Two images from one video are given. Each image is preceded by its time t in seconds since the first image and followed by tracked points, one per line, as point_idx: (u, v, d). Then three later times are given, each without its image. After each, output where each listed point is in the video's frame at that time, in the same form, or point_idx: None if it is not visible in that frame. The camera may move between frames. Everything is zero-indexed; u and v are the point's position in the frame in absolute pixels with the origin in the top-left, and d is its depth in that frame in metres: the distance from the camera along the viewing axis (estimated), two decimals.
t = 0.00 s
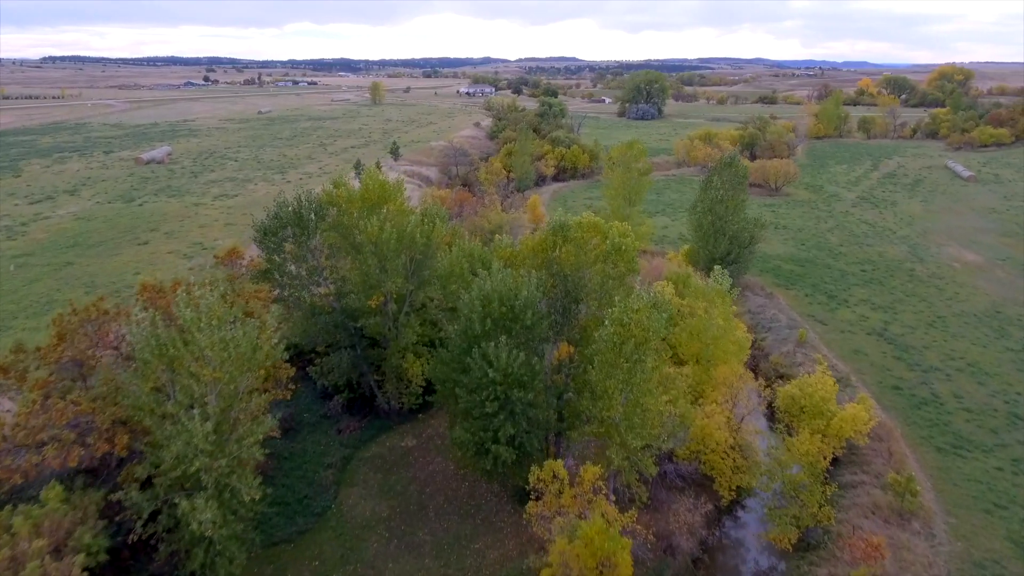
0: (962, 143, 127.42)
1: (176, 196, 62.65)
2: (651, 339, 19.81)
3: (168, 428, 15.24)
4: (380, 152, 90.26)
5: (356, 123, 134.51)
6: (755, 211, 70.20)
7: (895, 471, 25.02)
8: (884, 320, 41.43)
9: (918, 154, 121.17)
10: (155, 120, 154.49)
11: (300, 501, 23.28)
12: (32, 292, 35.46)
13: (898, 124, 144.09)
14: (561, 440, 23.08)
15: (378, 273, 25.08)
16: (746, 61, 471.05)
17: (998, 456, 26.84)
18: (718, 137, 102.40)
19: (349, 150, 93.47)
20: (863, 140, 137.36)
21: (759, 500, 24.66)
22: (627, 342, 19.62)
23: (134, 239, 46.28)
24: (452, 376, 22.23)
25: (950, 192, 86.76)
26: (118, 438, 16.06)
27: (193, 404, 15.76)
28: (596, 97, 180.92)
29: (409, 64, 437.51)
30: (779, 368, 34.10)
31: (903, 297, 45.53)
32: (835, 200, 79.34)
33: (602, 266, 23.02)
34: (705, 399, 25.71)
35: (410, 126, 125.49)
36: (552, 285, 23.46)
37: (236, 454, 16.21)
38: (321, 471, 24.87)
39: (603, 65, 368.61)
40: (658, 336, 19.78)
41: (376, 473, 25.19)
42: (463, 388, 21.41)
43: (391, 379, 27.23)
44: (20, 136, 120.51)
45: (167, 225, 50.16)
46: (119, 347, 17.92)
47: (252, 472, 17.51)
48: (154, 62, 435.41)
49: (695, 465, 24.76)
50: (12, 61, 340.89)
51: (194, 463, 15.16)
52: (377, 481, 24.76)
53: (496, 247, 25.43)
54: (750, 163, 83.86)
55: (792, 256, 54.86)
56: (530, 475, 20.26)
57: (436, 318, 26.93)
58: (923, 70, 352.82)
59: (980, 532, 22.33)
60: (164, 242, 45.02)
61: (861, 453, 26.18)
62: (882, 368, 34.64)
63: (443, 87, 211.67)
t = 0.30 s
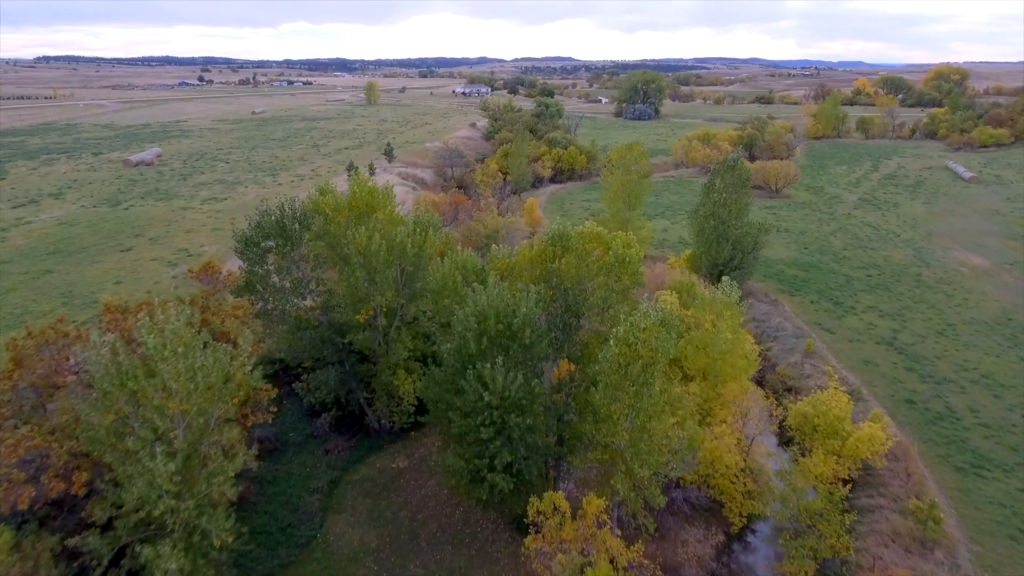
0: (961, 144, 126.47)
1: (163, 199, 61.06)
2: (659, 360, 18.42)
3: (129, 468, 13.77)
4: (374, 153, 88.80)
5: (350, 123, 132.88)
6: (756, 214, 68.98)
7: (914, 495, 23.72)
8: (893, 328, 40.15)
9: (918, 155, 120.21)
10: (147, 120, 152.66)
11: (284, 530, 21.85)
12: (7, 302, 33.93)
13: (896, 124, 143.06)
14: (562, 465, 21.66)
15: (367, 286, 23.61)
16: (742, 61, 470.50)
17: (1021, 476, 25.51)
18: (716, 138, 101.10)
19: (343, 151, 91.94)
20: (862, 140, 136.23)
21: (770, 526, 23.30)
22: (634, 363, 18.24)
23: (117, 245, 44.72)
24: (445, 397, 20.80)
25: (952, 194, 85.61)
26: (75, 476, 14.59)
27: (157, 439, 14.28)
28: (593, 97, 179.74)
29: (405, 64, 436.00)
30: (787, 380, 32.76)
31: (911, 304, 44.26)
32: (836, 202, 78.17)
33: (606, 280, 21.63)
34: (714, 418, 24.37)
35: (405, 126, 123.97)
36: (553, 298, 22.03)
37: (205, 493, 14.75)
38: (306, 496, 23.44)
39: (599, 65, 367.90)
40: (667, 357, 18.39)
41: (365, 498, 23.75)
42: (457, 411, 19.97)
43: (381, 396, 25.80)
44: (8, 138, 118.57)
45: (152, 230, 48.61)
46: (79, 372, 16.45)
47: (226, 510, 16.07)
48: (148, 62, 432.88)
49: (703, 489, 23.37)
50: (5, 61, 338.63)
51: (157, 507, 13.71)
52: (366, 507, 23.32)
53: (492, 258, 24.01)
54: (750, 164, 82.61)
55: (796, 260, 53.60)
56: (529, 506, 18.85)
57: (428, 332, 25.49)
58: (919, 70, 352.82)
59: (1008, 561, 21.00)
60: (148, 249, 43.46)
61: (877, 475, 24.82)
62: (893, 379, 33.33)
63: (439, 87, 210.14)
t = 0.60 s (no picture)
0: (960, 145, 125.60)
1: (151, 203, 59.62)
2: (667, 382, 17.14)
3: (85, 513, 12.33)
4: (368, 155, 87.50)
5: (344, 124, 131.44)
6: (756, 217, 67.84)
7: (931, 518, 22.55)
8: (901, 337, 38.96)
9: (917, 155, 119.33)
10: (138, 121, 150.89)
11: (266, 561, 20.50)
12: None
13: (894, 124, 142.20)
14: (561, 490, 20.36)
15: (355, 299, 22.26)
16: (738, 61, 470.77)
17: None
18: (714, 139, 99.93)
19: (336, 152, 90.56)
20: (860, 141, 135.28)
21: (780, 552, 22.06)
22: (639, 386, 16.98)
23: (100, 251, 43.27)
24: (437, 420, 19.47)
25: (953, 195, 84.56)
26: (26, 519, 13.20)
27: (118, 479, 12.86)
28: (589, 97, 178.64)
29: (401, 64, 435.41)
30: (794, 393, 31.55)
31: (919, 311, 43.11)
32: (837, 205, 77.09)
33: (608, 293, 20.34)
34: (721, 437, 23.10)
35: (400, 127, 122.66)
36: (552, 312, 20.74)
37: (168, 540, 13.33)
38: (290, 523, 22.07)
39: (596, 65, 367.90)
40: (675, 380, 17.11)
41: (353, 524, 22.38)
42: (450, 435, 18.65)
43: (371, 414, 24.47)
44: None
45: (137, 235, 47.16)
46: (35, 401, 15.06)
47: (195, 552, 14.67)
48: (142, 62, 429.61)
49: (711, 514, 22.09)
50: None
51: (115, 556, 12.30)
52: (354, 535, 21.96)
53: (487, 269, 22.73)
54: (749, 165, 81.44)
55: (798, 265, 52.43)
56: (527, 539, 17.54)
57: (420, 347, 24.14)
58: (914, 71, 353.27)
59: None
60: (132, 255, 42.04)
61: (893, 496, 23.55)
62: (904, 392, 32.13)
63: (435, 87, 208.90)
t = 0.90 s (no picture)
0: (958, 145, 124.79)
1: (139, 206, 58.29)
2: (673, 405, 16.05)
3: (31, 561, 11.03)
4: (361, 156, 86.27)
5: (338, 124, 130.11)
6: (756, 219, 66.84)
7: (948, 541, 21.57)
8: (907, 344, 37.98)
9: (916, 156, 118.55)
10: (130, 121, 149.11)
11: None
12: None
13: (892, 124, 141.46)
14: (560, 515, 19.27)
15: (342, 313, 21.10)
16: (733, 61, 470.20)
17: None
18: (712, 139, 98.98)
19: (329, 154, 89.28)
20: (857, 141, 134.45)
21: None
22: (644, 409, 15.89)
23: (83, 257, 41.88)
24: (428, 442, 18.32)
25: (953, 196, 83.70)
26: None
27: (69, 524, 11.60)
28: (585, 97, 177.62)
29: (396, 64, 433.99)
30: (800, 404, 30.50)
31: (924, 316, 42.10)
32: (837, 206, 76.19)
33: (609, 307, 19.22)
34: (727, 456, 22.02)
35: (394, 127, 121.43)
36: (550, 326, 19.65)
37: None
38: (274, 549, 20.88)
39: (591, 65, 367.29)
40: (682, 402, 16.03)
41: (341, 550, 21.22)
42: (441, 460, 17.46)
43: (360, 432, 23.31)
44: None
45: (123, 240, 45.90)
46: None
47: None
48: (136, 62, 427.50)
49: (717, 539, 21.05)
50: None
51: None
52: (341, 561, 20.78)
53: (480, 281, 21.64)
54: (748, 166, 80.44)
55: (800, 269, 51.45)
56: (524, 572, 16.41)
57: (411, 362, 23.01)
58: (909, 70, 353.30)
59: None
60: (116, 261, 40.69)
61: (907, 517, 22.52)
62: (913, 402, 31.12)
63: (430, 87, 207.59)
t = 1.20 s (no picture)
0: (956, 145, 123.85)
1: (124, 209, 56.74)
2: (682, 436, 14.76)
3: None
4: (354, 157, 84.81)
5: (332, 125, 128.65)
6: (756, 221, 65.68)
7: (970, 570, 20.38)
8: (916, 353, 36.79)
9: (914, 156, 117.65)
10: (121, 122, 147.26)
11: None
12: None
13: (889, 124, 140.63)
14: (559, 549, 17.98)
15: (326, 331, 19.76)
16: (728, 61, 470.42)
17: None
18: (710, 140, 97.87)
19: (321, 155, 87.79)
20: (855, 142, 133.50)
21: None
22: (651, 440, 14.60)
23: (63, 264, 40.42)
24: (417, 473, 16.96)
25: (954, 198, 82.64)
26: None
27: None
28: (580, 97, 176.44)
29: (392, 63, 432.91)
30: (807, 418, 29.28)
31: (932, 324, 40.92)
32: (837, 208, 75.12)
33: (611, 325, 17.93)
34: (737, 480, 20.81)
35: (388, 128, 120.03)
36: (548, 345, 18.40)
37: None
38: None
39: (587, 65, 366.70)
40: (692, 432, 14.74)
41: None
42: (430, 493, 16.15)
43: (347, 455, 21.94)
44: None
45: (106, 246, 44.39)
46: None
47: None
48: (130, 62, 425.24)
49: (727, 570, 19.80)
50: None
51: None
52: None
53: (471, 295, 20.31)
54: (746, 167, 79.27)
55: (803, 273, 50.27)
56: None
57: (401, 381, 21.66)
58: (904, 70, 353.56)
59: None
60: (97, 268, 39.22)
61: (926, 544, 21.31)
62: (925, 416, 29.90)
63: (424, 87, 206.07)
